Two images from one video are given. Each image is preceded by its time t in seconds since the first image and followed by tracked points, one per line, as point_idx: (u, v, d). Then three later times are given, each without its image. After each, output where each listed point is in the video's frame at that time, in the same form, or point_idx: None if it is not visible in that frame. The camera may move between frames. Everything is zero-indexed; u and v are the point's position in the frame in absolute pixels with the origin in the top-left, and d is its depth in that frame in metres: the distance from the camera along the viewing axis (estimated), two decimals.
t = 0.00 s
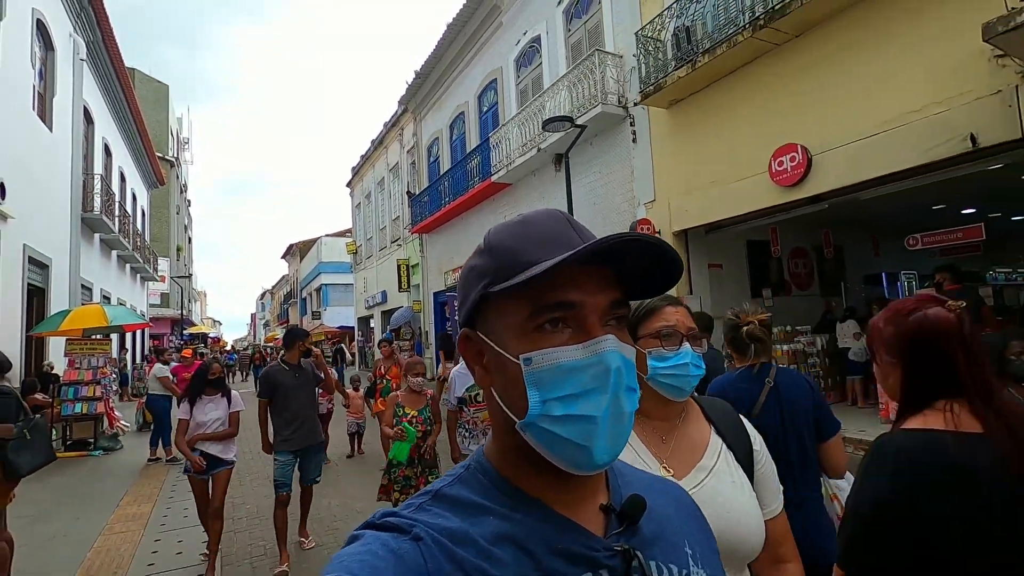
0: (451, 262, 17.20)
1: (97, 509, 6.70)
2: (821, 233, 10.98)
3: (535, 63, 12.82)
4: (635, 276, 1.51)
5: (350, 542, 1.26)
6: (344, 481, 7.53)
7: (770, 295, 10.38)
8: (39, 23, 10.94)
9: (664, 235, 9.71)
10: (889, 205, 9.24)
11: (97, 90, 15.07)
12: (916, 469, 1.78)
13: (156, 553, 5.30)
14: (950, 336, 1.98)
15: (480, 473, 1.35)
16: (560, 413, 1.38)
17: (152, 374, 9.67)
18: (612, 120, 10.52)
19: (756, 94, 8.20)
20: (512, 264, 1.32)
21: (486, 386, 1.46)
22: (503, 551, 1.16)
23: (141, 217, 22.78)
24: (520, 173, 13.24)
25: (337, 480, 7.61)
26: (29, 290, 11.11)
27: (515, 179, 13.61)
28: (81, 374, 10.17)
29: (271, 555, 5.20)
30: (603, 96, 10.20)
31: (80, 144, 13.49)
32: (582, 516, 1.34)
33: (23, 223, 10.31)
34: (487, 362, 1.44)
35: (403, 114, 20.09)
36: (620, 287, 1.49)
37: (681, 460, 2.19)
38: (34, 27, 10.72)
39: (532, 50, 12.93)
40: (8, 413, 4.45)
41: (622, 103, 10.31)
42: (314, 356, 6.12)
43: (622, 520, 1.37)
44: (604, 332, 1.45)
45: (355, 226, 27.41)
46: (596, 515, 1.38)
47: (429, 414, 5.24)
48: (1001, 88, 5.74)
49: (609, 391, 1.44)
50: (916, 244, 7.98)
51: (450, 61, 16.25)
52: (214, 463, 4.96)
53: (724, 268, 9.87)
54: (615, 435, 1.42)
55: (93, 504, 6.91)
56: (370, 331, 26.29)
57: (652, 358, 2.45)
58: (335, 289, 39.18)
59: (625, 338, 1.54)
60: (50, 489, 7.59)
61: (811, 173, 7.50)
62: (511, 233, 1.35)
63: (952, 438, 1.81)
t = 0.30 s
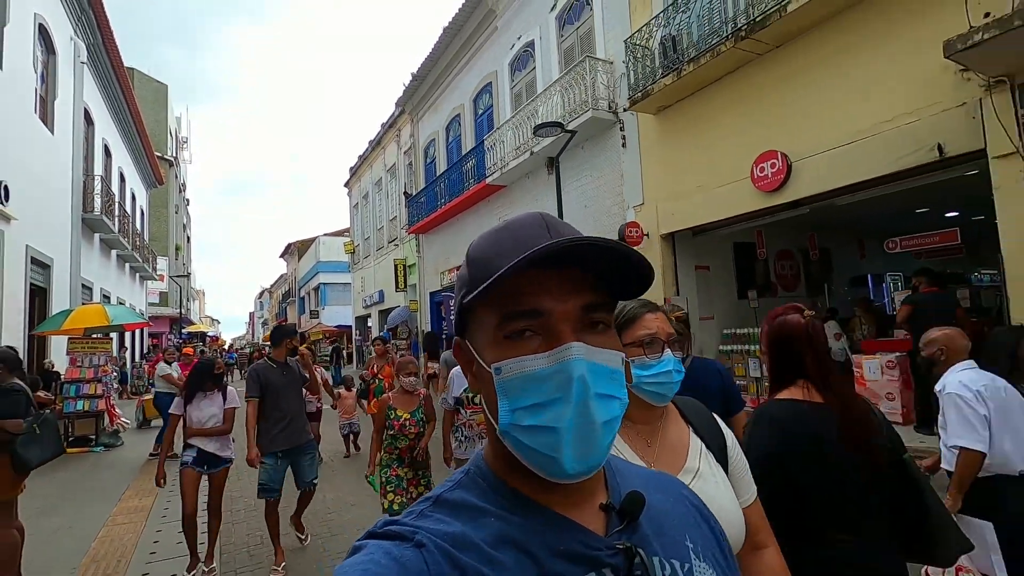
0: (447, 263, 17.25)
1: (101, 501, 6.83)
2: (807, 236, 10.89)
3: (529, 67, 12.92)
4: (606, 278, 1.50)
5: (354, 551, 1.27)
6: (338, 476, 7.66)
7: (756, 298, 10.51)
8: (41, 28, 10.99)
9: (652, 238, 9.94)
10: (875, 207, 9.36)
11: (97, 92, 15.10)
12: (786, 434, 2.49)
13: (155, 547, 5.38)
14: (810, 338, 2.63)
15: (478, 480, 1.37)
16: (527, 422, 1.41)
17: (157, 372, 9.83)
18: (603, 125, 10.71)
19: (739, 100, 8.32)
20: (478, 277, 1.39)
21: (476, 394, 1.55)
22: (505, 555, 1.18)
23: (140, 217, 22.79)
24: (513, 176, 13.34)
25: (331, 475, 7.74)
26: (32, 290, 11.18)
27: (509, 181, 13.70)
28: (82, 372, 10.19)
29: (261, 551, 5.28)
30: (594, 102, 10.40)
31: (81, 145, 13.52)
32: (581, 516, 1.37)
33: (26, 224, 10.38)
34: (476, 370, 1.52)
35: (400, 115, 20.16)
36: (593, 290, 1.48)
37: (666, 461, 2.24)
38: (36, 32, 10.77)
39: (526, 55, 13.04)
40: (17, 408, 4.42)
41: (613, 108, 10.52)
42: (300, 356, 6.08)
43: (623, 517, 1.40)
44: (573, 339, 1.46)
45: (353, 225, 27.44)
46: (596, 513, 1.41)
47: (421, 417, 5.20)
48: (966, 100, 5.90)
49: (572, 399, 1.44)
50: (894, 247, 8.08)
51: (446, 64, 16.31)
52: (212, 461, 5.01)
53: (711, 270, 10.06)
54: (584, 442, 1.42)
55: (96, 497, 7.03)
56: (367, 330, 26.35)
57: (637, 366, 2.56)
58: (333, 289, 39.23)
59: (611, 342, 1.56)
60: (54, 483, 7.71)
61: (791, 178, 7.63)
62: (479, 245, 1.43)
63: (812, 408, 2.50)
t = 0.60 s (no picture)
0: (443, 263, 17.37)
1: (102, 493, 6.96)
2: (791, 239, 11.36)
3: (523, 72, 13.06)
4: (571, 279, 1.51)
5: (330, 570, 1.23)
6: (331, 471, 7.80)
7: (739, 298, 10.78)
8: (46, 32, 11.05)
9: (638, 241, 10.12)
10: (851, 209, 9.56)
11: (98, 93, 15.11)
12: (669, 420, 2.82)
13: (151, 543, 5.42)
14: (689, 343, 2.94)
15: (456, 490, 1.34)
16: (495, 424, 1.40)
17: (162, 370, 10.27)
18: (592, 130, 10.89)
19: (719, 115, 8.70)
20: (447, 284, 1.41)
21: (451, 402, 1.55)
22: (487, 563, 1.16)
23: (139, 215, 22.80)
24: (507, 178, 13.41)
25: (324, 469, 7.89)
26: (35, 288, 11.24)
27: (503, 184, 13.83)
28: (85, 368, 10.14)
29: (258, 539, 5.36)
30: (584, 108, 10.61)
31: (82, 145, 13.59)
32: (558, 521, 1.34)
33: (30, 224, 10.45)
34: (450, 378, 1.53)
35: (397, 117, 20.22)
36: (560, 293, 1.49)
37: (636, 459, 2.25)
38: (41, 36, 10.83)
39: (519, 60, 13.17)
40: (30, 400, 4.67)
41: (603, 114, 10.71)
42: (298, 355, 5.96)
43: (600, 522, 1.36)
44: (538, 341, 1.45)
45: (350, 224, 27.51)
46: (572, 518, 1.38)
47: (404, 416, 5.02)
48: (928, 114, 6.29)
49: (537, 400, 1.42)
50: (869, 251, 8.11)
51: (443, 67, 16.39)
52: (209, 466, 4.90)
53: (696, 272, 10.23)
54: (552, 444, 1.39)
55: (97, 488, 7.15)
56: (364, 328, 26.46)
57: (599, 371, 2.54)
58: (331, 287, 39.26)
59: (579, 344, 1.53)
60: (55, 474, 7.83)
61: (769, 185, 8.04)
62: (449, 255, 1.46)
63: (687, 399, 2.80)
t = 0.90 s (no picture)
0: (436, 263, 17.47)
1: (97, 486, 7.04)
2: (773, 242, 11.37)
3: (514, 78, 13.19)
4: (581, 277, 1.51)
5: (312, 543, 1.20)
6: (321, 467, 7.90)
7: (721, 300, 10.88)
8: (44, 36, 11.08)
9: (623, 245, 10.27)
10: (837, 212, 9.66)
11: (95, 93, 15.09)
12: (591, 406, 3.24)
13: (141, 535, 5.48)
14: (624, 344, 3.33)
15: (442, 472, 1.32)
16: (495, 404, 1.39)
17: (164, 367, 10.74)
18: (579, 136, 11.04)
19: (703, 121, 8.75)
20: (462, 263, 1.40)
21: (448, 384, 1.52)
22: (472, 546, 1.16)
23: (136, 214, 22.80)
24: (498, 181, 13.54)
25: (315, 466, 7.98)
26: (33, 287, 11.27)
27: (495, 186, 13.94)
28: (83, 365, 10.37)
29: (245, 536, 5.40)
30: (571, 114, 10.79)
31: (80, 146, 13.61)
32: (538, 510, 1.35)
33: (29, 225, 10.50)
34: (450, 360, 1.50)
35: (392, 119, 20.25)
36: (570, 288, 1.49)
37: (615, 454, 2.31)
38: (40, 40, 10.85)
39: (511, 65, 13.30)
40: (32, 395, 4.84)
41: (589, 120, 10.84)
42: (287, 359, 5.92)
43: (575, 516, 1.39)
44: (544, 330, 1.45)
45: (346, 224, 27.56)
46: (550, 509, 1.40)
47: (383, 415, 5.03)
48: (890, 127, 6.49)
49: (538, 384, 1.43)
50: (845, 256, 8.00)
51: (437, 71, 16.44)
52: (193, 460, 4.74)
53: (680, 275, 10.38)
54: (547, 430, 1.40)
55: (91, 483, 7.23)
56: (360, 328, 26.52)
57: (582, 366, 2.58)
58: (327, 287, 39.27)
59: (582, 343, 1.55)
60: (50, 469, 7.89)
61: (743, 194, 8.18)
62: (466, 239, 1.44)
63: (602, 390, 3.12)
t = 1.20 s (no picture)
0: (431, 264, 17.54)
1: (92, 482, 7.08)
2: (760, 246, 11.52)
3: (507, 82, 13.32)
4: (606, 271, 1.46)
5: (336, 538, 1.18)
6: (312, 466, 7.95)
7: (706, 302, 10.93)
8: (45, 39, 11.13)
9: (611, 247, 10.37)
10: (826, 214, 9.75)
11: (94, 95, 15.12)
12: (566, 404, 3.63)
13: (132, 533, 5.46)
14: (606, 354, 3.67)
15: (465, 470, 1.28)
16: (520, 406, 1.34)
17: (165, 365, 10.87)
18: (569, 140, 11.19)
19: (688, 124, 8.88)
20: (483, 262, 1.35)
21: (469, 383, 1.49)
22: (494, 546, 1.12)
23: (135, 214, 22.84)
24: (492, 184, 13.62)
25: (306, 465, 8.03)
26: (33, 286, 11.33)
27: (488, 189, 14.05)
28: (81, 364, 10.40)
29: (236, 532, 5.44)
30: (561, 120, 10.97)
31: (80, 148, 13.67)
32: (563, 512, 1.31)
33: (29, 226, 10.57)
34: (471, 358, 1.46)
35: (389, 121, 20.32)
36: (594, 286, 1.45)
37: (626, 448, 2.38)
38: (40, 44, 10.90)
39: (504, 70, 13.42)
40: (31, 391, 4.86)
41: (579, 125, 11.00)
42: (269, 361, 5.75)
43: (601, 517, 1.35)
44: (567, 328, 1.41)
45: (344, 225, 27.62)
46: (576, 512, 1.35)
47: (373, 423, 4.77)
48: (863, 135, 6.67)
49: (564, 385, 1.38)
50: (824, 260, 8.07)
51: (433, 75, 16.53)
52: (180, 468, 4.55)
53: (669, 276, 10.48)
54: (573, 431, 1.35)
55: (87, 479, 7.27)
56: (356, 328, 26.59)
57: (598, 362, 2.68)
58: (324, 287, 39.36)
59: (606, 340, 1.49)
60: (46, 464, 7.93)
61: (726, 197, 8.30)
62: (486, 236, 1.39)
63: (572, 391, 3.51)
